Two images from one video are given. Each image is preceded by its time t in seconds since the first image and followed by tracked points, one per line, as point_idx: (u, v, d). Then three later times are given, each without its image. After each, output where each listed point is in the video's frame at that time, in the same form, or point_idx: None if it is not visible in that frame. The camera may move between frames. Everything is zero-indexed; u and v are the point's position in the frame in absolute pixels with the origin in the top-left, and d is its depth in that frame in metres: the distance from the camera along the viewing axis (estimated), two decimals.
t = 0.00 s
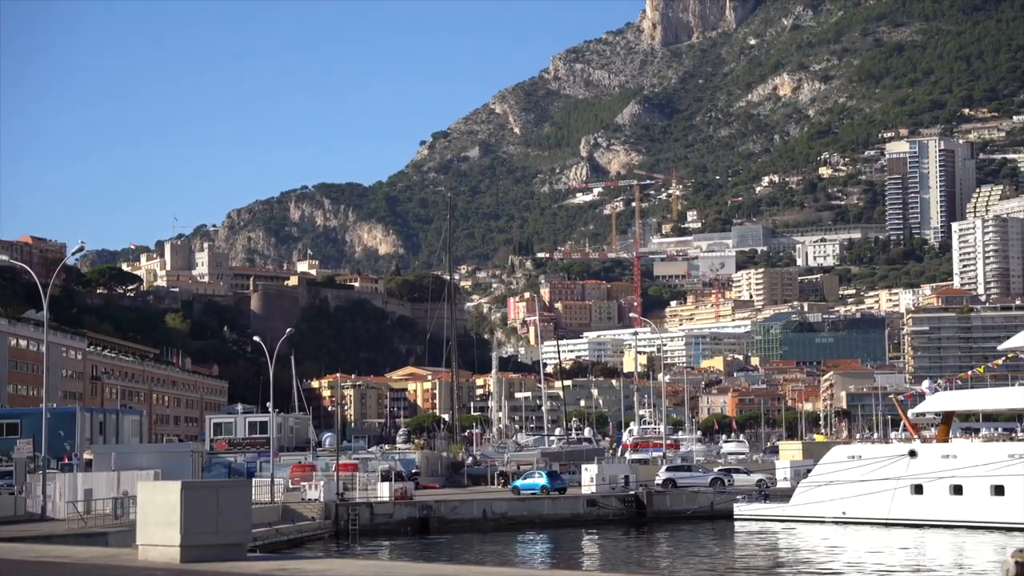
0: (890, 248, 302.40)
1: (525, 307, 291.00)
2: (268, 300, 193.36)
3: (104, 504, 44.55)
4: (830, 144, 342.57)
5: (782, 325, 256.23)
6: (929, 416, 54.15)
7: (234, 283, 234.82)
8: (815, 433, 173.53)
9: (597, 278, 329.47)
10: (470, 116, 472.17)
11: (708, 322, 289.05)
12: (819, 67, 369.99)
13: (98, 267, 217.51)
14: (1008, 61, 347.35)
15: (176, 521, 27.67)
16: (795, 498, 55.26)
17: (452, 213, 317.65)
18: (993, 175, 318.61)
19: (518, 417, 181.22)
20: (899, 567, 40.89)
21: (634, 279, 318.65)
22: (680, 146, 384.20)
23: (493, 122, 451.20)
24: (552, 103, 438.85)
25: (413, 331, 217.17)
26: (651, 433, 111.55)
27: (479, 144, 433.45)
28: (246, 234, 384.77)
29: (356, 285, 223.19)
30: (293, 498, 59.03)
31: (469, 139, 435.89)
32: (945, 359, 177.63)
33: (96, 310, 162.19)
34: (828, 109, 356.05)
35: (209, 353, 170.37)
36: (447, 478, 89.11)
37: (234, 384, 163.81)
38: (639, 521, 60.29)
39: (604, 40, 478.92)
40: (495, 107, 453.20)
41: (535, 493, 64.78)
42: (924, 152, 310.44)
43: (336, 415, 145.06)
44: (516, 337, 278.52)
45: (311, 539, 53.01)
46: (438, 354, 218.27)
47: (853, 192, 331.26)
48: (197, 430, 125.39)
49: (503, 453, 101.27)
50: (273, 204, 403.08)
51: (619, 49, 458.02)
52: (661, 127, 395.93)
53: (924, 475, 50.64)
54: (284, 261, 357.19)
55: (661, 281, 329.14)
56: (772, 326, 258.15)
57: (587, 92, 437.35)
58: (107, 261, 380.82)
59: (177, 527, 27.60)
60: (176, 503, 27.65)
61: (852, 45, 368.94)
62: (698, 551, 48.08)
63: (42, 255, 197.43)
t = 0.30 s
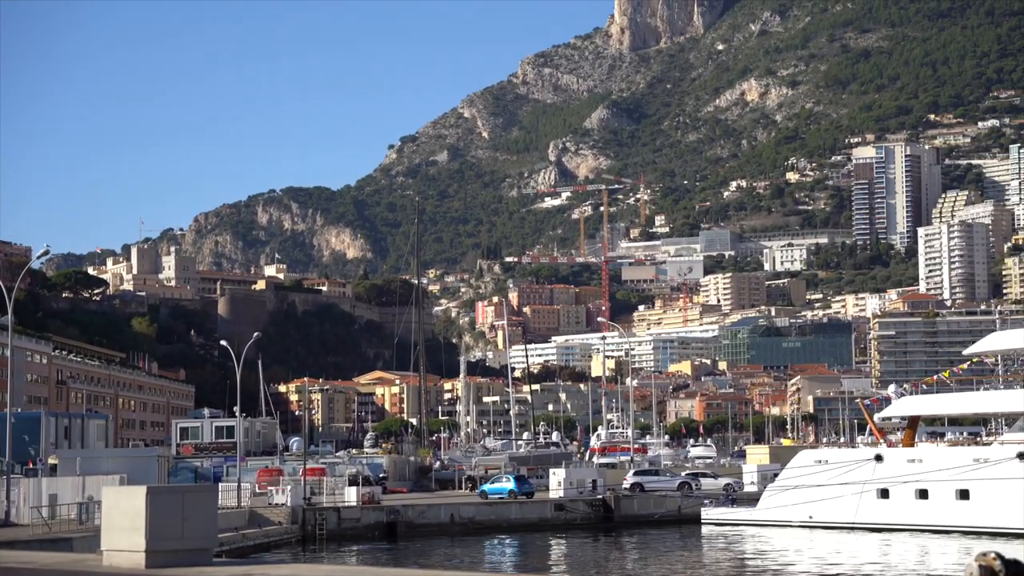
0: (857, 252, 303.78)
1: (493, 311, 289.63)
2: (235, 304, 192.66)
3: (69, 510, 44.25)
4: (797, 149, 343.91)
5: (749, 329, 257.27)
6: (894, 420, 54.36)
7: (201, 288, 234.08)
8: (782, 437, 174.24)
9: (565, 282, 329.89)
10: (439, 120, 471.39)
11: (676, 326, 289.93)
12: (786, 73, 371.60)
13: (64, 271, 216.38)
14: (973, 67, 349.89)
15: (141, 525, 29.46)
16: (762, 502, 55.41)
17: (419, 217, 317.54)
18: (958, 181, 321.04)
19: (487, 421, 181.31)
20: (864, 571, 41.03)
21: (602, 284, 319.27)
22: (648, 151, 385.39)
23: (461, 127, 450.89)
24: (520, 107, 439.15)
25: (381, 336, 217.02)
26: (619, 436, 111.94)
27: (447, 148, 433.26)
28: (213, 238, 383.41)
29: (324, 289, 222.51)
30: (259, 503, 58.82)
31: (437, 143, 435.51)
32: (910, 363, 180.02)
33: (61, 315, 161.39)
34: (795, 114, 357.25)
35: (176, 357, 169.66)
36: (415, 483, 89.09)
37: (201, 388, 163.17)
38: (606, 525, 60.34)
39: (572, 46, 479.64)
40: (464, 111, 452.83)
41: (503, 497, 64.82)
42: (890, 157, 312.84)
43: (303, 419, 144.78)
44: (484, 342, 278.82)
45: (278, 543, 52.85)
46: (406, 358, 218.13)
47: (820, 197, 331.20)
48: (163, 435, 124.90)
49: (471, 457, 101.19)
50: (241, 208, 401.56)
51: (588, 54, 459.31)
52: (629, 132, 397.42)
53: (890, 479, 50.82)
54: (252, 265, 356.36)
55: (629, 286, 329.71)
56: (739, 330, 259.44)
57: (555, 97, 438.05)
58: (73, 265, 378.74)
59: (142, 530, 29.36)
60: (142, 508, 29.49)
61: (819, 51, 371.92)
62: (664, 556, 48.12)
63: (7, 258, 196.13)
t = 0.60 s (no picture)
0: (825, 256, 305.03)
1: (463, 314, 290.34)
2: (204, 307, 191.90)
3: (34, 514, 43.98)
4: (766, 153, 344.86)
5: (718, 332, 257.78)
6: (863, 423, 54.53)
7: (169, 291, 233.08)
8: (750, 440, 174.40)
9: (534, 286, 329.96)
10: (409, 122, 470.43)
11: (645, 330, 290.28)
12: (756, 76, 372.28)
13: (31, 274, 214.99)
14: (940, 73, 352.62)
15: (107, 529, 31.38)
16: (732, 505, 55.50)
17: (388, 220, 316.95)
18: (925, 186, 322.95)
19: (456, 425, 181.08)
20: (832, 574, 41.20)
21: (571, 287, 319.42)
22: (617, 154, 386.15)
23: (431, 130, 450.02)
24: (490, 110, 438.78)
25: (351, 339, 216.56)
26: (588, 439, 111.93)
27: (417, 151, 432.27)
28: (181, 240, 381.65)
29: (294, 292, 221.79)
30: (227, 507, 58.60)
31: (407, 147, 434.58)
32: (878, 368, 181.52)
33: (28, 318, 160.47)
34: (764, 117, 357.51)
35: (144, 360, 168.86)
36: (384, 487, 88.89)
37: (169, 391, 162.35)
38: (575, 528, 60.21)
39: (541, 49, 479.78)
40: (433, 114, 451.83)
41: (472, 500, 64.69)
42: (858, 160, 314.14)
43: (273, 424, 144.06)
44: (454, 345, 278.70)
45: (247, 547, 52.64)
46: (375, 361, 217.71)
47: (789, 201, 333.46)
48: (131, 439, 124.31)
49: (441, 461, 101.00)
50: (209, 210, 399.76)
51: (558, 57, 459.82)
52: (599, 136, 399.26)
53: (857, 482, 51.04)
54: (220, 268, 355.20)
55: (598, 289, 330.14)
56: (708, 334, 259.94)
57: (525, 101, 437.74)
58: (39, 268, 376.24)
59: (108, 533, 31.31)
60: (109, 511, 31.46)
61: (788, 55, 373.17)
62: (634, 559, 48.15)
63: None
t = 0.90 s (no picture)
0: (789, 259, 306.04)
1: (428, 316, 290.56)
2: (167, 309, 191.18)
3: None
4: (730, 156, 345.69)
5: (683, 335, 258.38)
6: (826, 426, 54.75)
7: (132, 292, 231.85)
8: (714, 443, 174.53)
9: (499, 288, 329.95)
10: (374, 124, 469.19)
11: (609, 332, 290.57)
12: (720, 80, 373.32)
13: None
14: (903, 77, 353.46)
15: (69, 532, 32.73)
16: (695, 508, 55.66)
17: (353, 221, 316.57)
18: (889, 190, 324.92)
19: (421, 427, 180.96)
20: None
21: (536, 290, 319.52)
22: (583, 157, 386.96)
23: (396, 132, 449.23)
24: (455, 113, 438.19)
25: (315, 341, 216.05)
26: (553, 442, 112.03)
27: (382, 153, 431.09)
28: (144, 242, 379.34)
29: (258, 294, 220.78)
30: (190, 509, 58.47)
31: (372, 148, 433.37)
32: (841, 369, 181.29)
33: None
34: (728, 121, 359.41)
35: (106, 362, 167.96)
36: (348, 489, 88.78)
37: (132, 393, 161.55)
38: (539, 531, 60.07)
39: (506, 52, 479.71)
40: (398, 116, 450.57)
41: (437, 503, 64.63)
42: (822, 164, 313.87)
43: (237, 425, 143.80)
44: (419, 347, 278.40)
45: (210, 550, 52.63)
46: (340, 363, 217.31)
47: (753, 204, 334.83)
48: (93, 441, 123.74)
49: (405, 464, 100.87)
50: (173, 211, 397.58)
51: (524, 60, 459.66)
52: (564, 139, 399.60)
53: (820, 485, 51.22)
54: (184, 270, 353.59)
55: (563, 292, 330.33)
56: (672, 336, 260.56)
57: (490, 103, 437.53)
58: None
59: (70, 535, 32.64)
60: (68, 515, 32.72)
61: (753, 59, 374.13)
62: (595, 561, 48.44)
63: None
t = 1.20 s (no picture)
0: (761, 261, 306.71)
1: (400, 318, 290.23)
2: (138, 310, 190.62)
3: None
4: (703, 159, 346.21)
5: (655, 338, 258.99)
6: (797, 428, 54.92)
7: (103, 293, 230.65)
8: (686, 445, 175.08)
9: (472, 290, 329.81)
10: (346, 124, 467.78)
11: (581, 334, 290.79)
12: (692, 83, 374.05)
13: None
14: (874, 80, 355.24)
15: (39, 534, 34.44)
16: (667, 509, 55.69)
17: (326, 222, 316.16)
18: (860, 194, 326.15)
19: (394, 429, 180.71)
20: None
21: (509, 292, 319.32)
22: (555, 159, 387.45)
23: (369, 133, 448.12)
24: (428, 114, 437.56)
25: (287, 343, 215.48)
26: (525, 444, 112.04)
27: (355, 154, 430.46)
28: (115, 242, 377.31)
29: (229, 296, 219.91)
30: (160, 510, 58.30)
31: (344, 150, 432.71)
32: (812, 371, 182.13)
33: None
34: (700, 124, 360.46)
35: (77, 363, 167.20)
36: (320, 490, 88.57)
37: (102, 395, 160.78)
38: (512, 532, 59.94)
39: (479, 53, 479.19)
40: (370, 117, 450.06)
41: (409, 505, 64.55)
42: (794, 167, 317.13)
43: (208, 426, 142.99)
44: (391, 349, 277.95)
45: (180, 552, 52.47)
46: (311, 365, 216.82)
47: (725, 206, 335.66)
48: (62, 442, 123.08)
49: (377, 464, 100.74)
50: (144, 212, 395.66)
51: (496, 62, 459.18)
52: (537, 141, 399.75)
53: (791, 487, 51.37)
54: (155, 271, 351.95)
55: (536, 293, 330.08)
56: (645, 339, 261.02)
57: (463, 104, 437.11)
58: None
59: (40, 537, 34.36)
60: (39, 516, 34.40)
61: (725, 61, 374.80)
62: (568, 562, 48.50)
63: None
